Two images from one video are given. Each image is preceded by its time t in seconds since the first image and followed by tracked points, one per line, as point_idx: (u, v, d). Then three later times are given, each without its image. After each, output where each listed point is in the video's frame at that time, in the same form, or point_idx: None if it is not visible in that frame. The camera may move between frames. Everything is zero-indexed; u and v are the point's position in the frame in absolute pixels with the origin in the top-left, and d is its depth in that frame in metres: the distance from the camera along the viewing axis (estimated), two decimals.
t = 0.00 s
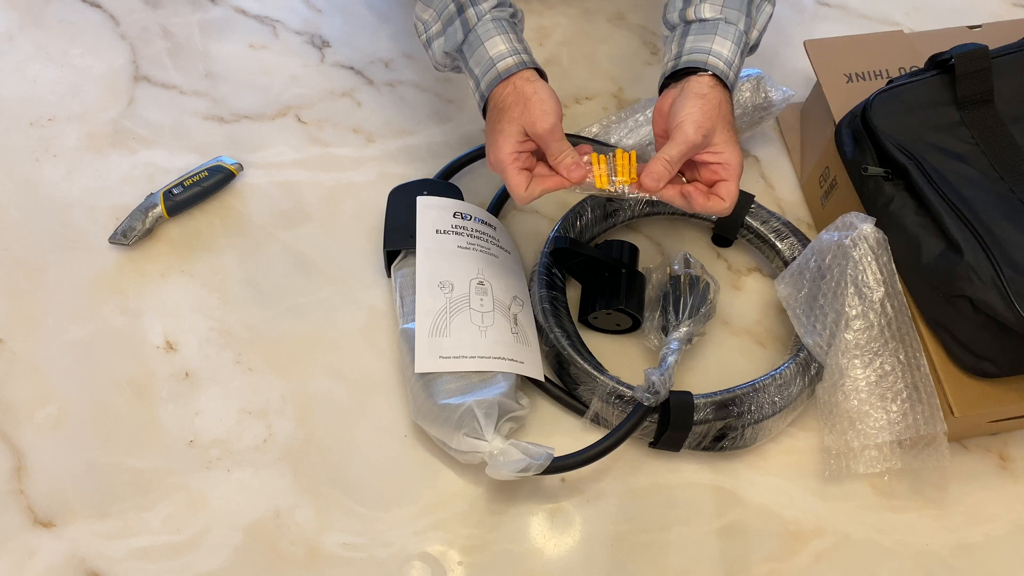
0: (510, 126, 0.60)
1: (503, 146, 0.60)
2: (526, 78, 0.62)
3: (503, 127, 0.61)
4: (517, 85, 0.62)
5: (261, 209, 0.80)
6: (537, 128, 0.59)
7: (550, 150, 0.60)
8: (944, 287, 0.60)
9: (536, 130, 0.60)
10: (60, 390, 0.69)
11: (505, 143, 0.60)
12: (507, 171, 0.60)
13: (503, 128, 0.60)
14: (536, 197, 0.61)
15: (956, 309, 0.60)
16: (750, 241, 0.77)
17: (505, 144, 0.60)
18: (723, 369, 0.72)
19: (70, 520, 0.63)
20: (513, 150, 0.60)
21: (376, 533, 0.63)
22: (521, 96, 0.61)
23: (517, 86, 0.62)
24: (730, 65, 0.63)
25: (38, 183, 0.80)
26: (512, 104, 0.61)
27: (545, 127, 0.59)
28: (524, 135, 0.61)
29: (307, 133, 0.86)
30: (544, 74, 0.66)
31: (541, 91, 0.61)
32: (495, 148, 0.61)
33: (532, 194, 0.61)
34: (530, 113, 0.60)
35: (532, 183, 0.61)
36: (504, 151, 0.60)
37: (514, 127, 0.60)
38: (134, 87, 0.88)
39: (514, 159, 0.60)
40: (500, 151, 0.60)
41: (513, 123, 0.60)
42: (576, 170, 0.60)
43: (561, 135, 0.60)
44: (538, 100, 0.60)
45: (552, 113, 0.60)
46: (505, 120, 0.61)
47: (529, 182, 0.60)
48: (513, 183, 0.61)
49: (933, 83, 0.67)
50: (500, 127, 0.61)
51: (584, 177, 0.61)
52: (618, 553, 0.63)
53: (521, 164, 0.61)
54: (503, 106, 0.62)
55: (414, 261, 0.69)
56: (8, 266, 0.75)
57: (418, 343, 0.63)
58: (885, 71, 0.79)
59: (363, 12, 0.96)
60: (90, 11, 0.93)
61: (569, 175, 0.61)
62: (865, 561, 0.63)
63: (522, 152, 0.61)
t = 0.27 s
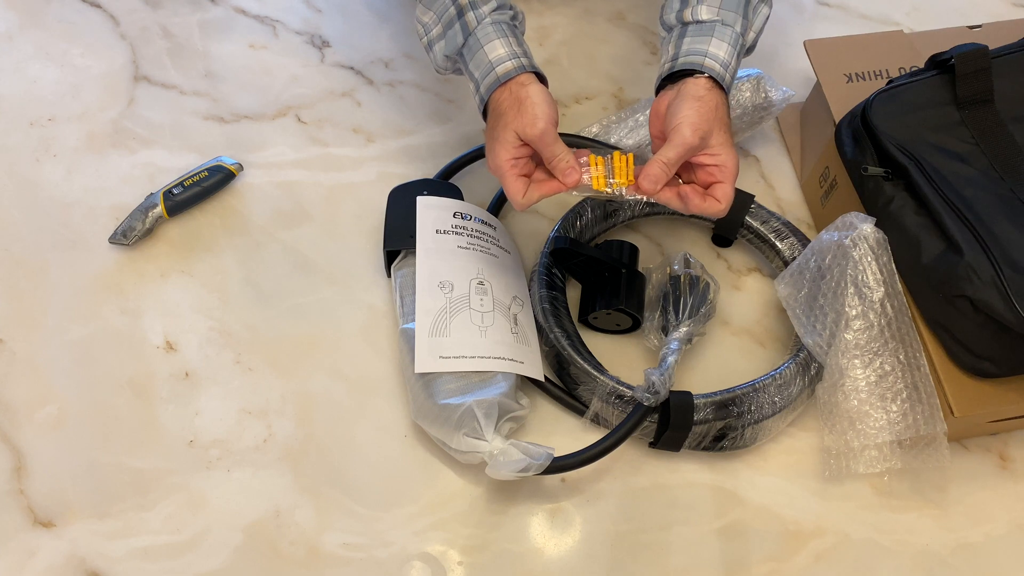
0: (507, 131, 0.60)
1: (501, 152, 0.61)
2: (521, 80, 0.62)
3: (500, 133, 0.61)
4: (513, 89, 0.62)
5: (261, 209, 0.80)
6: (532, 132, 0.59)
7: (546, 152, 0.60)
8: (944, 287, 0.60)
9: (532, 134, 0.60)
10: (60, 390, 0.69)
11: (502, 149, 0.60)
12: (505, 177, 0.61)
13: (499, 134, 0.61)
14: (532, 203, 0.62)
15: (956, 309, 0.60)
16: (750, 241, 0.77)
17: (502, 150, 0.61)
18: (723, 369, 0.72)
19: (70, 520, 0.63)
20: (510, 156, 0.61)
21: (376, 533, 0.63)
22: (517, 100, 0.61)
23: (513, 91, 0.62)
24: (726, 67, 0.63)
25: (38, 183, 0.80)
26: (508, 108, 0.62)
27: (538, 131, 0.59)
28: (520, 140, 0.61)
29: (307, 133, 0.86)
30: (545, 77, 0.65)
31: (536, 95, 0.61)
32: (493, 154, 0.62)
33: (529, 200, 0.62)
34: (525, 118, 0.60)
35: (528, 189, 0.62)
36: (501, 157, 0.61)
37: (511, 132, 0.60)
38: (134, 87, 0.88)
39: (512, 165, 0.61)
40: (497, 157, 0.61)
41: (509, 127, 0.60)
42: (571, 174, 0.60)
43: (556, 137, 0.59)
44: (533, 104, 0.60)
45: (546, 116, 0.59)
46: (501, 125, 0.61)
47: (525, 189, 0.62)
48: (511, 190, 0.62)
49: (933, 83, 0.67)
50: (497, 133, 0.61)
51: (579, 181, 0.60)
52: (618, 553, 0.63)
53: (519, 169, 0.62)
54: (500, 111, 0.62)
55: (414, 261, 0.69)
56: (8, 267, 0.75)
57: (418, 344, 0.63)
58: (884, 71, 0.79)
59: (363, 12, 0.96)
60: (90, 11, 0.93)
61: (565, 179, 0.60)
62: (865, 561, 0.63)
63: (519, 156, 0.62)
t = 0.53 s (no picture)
0: (514, 131, 0.59)
1: (508, 155, 0.60)
2: (517, 79, 0.61)
3: (504, 134, 0.60)
4: (510, 88, 0.61)
5: (261, 209, 0.80)
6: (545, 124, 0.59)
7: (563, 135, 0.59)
8: (944, 287, 0.60)
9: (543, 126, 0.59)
10: (60, 390, 0.69)
11: (510, 151, 0.59)
12: (513, 178, 0.60)
13: (506, 134, 0.60)
14: (543, 206, 0.61)
15: (956, 309, 0.60)
16: (750, 241, 0.77)
17: (510, 153, 0.59)
18: (723, 369, 0.72)
19: (70, 520, 0.63)
20: (518, 158, 0.60)
21: (376, 533, 0.63)
22: (516, 99, 0.60)
23: (512, 90, 0.61)
24: (722, 64, 0.63)
25: (38, 183, 0.80)
26: (509, 109, 0.61)
27: (553, 117, 0.58)
28: (530, 137, 0.60)
29: (307, 133, 0.86)
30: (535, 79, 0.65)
31: (536, 88, 0.60)
32: (499, 157, 0.60)
33: (541, 203, 0.61)
34: (533, 113, 0.59)
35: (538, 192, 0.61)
36: (509, 158, 0.60)
37: (519, 131, 0.59)
38: (134, 87, 0.88)
39: (520, 166, 0.60)
40: (505, 158, 0.60)
41: (517, 125, 0.59)
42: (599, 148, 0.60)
43: (571, 118, 0.59)
44: (537, 99, 0.59)
45: (554, 104, 0.59)
46: (505, 126, 0.60)
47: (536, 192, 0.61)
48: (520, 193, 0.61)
49: (933, 83, 0.67)
50: (502, 135, 0.60)
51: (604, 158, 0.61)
52: (618, 553, 0.63)
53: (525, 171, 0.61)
54: (501, 112, 0.61)
55: (414, 261, 0.69)
56: (8, 267, 0.75)
57: (418, 344, 0.63)
58: (884, 71, 0.79)
59: (363, 12, 0.96)
60: (90, 11, 0.93)
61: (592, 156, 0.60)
62: (865, 561, 0.63)
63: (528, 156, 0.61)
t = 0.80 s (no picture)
0: (510, 128, 0.59)
1: (502, 148, 0.59)
2: (518, 79, 0.62)
3: (500, 128, 0.60)
4: (510, 87, 0.61)
5: (261, 209, 0.80)
6: (542, 122, 0.58)
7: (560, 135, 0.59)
8: (944, 287, 0.60)
9: (541, 128, 0.59)
10: (60, 390, 0.69)
11: (505, 145, 0.59)
12: (505, 174, 0.60)
13: (501, 131, 0.60)
14: (538, 200, 0.61)
15: (956, 309, 0.60)
16: (750, 241, 0.77)
17: (504, 146, 0.59)
18: (723, 369, 0.72)
19: (70, 520, 0.63)
20: (512, 152, 0.59)
21: (376, 533, 0.63)
22: (515, 97, 0.61)
23: (512, 88, 0.61)
24: (724, 63, 0.63)
25: (38, 183, 0.80)
26: (507, 105, 0.61)
27: (551, 118, 0.58)
28: (526, 135, 0.59)
29: (307, 133, 0.86)
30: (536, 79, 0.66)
31: (537, 90, 0.61)
32: (493, 152, 0.60)
33: (533, 197, 0.60)
34: (530, 113, 0.59)
35: (531, 186, 0.61)
36: (502, 154, 0.59)
37: (516, 128, 0.59)
38: (134, 87, 0.88)
39: (512, 162, 0.60)
40: (498, 153, 0.60)
41: (513, 123, 0.59)
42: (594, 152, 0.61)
43: (569, 121, 0.59)
44: (537, 99, 0.60)
45: (554, 108, 0.59)
46: (502, 122, 0.60)
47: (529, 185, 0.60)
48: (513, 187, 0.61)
49: (933, 83, 0.67)
50: (498, 129, 0.60)
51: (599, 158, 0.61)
52: (618, 553, 0.63)
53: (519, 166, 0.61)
54: (498, 108, 0.61)
55: (414, 261, 0.69)
56: (8, 267, 0.75)
57: (418, 344, 0.63)
58: (885, 71, 0.79)
59: (363, 12, 0.96)
60: (90, 11, 0.93)
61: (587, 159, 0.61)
62: (865, 561, 0.63)
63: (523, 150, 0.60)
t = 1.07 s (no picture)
0: (506, 129, 0.59)
1: (498, 148, 0.59)
2: (514, 79, 0.62)
3: (496, 128, 0.60)
4: (506, 87, 0.61)
5: (261, 209, 0.80)
6: (538, 124, 0.59)
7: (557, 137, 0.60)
8: (944, 287, 0.60)
9: (536, 130, 0.59)
10: (60, 390, 0.69)
11: (501, 146, 0.59)
12: (502, 174, 0.60)
13: (497, 131, 0.60)
14: (536, 197, 0.62)
15: (956, 309, 0.60)
16: (750, 241, 0.77)
17: (500, 146, 0.59)
18: (723, 369, 0.72)
19: (70, 520, 0.63)
20: (508, 152, 0.60)
21: (376, 533, 0.63)
22: (511, 97, 0.61)
23: (507, 88, 0.61)
24: (717, 58, 0.63)
25: (38, 183, 0.80)
26: (502, 105, 0.61)
27: (547, 121, 0.58)
28: (522, 136, 0.60)
29: (307, 133, 0.86)
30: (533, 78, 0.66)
31: (533, 91, 0.61)
32: (489, 151, 0.60)
33: (532, 195, 0.61)
34: (526, 114, 0.59)
35: (529, 184, 0.61)
36: (498, 155, 0.60)
37: (512, 130, 0.59)
38: (134, 87, 0.88)
39: (508, 162, 0.60)
40: (494, 154, 0.60)
41: (510, 124, 0.59)
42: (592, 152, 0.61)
43: (565, 123, 0.59)
44: (533, 100, 0.60)
45: (549, 109, 0.59)
46: (497, 122, 0.60)
47: (527, 184, 0.61)
48: (511, 186, 0.61)
49: (933, 83, 0.67)
50: (493, 130, 0.60)
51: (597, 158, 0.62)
52: (618, 553, 0.63)
53: (516, 165, 0.61)
54: (494, 108, 0.61)
55: (414, 261, 0.69)
56: (8, 267, 0.75)
57: (418, 344, 0.63)
58: (884, 71, 0.79)
59: (363, 12, 0.96)
60: (90, 11, 0.93)
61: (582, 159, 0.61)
62: (865, 561, 0.63)
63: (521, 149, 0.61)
